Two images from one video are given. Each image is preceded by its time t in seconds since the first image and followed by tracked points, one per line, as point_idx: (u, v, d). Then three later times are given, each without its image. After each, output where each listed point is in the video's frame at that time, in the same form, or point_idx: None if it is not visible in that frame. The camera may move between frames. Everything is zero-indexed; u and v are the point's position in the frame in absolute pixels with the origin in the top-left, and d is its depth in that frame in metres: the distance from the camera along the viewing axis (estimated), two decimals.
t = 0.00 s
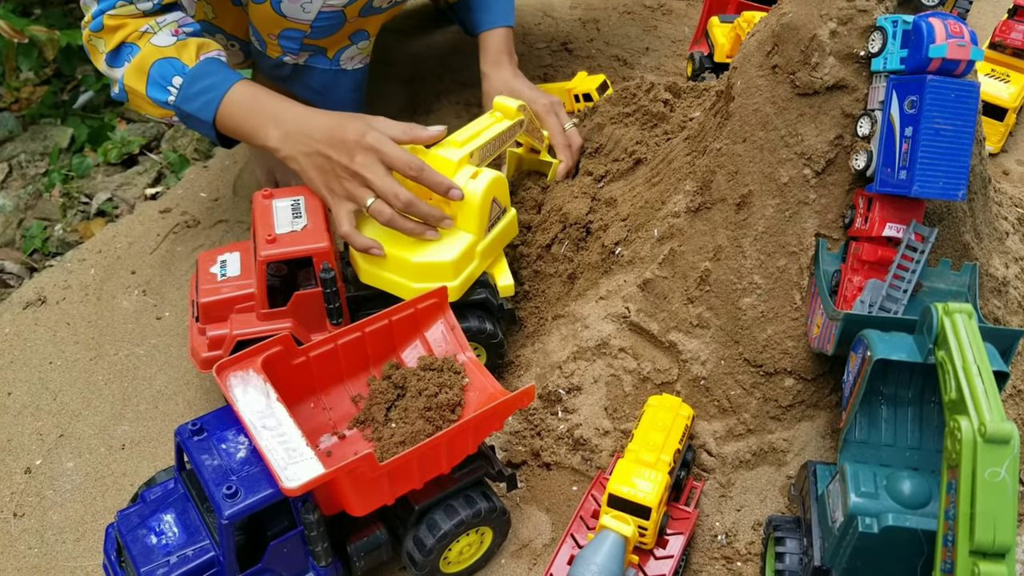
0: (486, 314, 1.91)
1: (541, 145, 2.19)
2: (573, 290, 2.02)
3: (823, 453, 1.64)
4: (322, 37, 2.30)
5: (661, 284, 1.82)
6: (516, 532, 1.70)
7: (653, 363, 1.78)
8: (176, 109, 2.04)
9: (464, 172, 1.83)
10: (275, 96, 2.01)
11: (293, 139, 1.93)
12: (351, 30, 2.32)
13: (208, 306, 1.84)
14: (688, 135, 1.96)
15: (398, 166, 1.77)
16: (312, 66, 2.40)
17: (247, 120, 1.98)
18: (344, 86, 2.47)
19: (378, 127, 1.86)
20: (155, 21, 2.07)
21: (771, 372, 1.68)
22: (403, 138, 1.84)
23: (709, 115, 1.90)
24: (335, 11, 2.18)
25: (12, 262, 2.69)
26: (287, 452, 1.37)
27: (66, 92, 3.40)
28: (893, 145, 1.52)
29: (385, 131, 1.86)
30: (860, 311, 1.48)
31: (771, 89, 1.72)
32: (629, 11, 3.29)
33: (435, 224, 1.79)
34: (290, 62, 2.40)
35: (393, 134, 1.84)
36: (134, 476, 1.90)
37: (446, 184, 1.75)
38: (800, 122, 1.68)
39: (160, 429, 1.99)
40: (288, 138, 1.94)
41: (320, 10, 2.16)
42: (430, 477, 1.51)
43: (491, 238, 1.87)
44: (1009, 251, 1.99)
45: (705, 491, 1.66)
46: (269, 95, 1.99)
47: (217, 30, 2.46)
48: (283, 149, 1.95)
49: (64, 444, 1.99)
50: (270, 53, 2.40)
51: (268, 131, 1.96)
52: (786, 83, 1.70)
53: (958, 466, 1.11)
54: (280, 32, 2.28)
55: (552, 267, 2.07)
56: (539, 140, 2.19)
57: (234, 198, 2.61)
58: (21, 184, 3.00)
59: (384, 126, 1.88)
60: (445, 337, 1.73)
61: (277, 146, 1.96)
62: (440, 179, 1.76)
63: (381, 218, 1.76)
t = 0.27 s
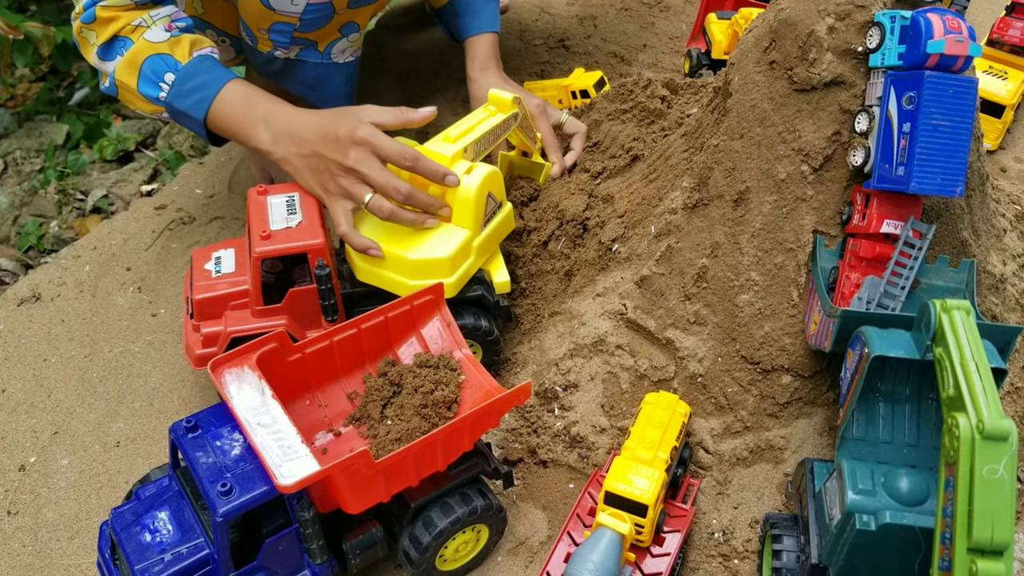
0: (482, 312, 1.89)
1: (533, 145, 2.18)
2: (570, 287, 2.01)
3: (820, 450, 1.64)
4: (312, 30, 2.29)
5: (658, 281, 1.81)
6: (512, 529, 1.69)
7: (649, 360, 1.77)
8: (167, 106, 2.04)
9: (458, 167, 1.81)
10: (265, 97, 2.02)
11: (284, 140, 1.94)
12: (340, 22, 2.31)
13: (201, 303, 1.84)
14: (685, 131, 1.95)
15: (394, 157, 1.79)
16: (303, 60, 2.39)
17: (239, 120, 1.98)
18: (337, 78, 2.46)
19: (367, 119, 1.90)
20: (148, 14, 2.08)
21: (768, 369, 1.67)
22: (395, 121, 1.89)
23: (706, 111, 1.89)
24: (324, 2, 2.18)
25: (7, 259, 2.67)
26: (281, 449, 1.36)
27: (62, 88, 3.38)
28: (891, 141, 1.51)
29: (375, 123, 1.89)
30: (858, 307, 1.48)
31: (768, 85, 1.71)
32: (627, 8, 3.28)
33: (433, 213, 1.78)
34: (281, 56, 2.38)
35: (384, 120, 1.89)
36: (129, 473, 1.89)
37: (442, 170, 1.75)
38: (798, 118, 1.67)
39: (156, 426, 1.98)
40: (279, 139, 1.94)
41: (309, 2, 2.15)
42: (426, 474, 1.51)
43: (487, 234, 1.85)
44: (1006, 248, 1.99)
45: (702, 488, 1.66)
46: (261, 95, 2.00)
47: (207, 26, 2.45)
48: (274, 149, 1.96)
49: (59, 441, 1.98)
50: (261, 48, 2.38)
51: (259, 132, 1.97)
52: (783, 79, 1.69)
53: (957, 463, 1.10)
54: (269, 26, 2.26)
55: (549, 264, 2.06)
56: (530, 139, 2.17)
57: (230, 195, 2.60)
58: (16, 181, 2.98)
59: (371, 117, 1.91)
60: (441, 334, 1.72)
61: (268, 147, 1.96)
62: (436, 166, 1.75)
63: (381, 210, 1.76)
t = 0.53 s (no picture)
0: (477, 313, 1.90)
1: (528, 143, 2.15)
2: (571, 284, 2.00)
3: (823, 448, 1.63)
4: (312, 23, 2.27)
5: (660, 278, 1.79)
6: (513, 527, 1.69)
7: (651, 357, 1.76)
8: (162, 98, 2.02)
9: (450, 169, 1.79)
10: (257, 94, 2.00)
11: (273, 139, 1.92)
12: (340, 15, 2.29)
13: (190, 301, 1.84)
14: (687, 127, 1.94)
15: (382, 157, 1.76)
16: (302, 54, 2.38)
17: (229, 117, 1.96)
18: (337, 73, 2.44)
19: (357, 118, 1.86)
20: (148, 6, 2.04)
21: (770, 367, 1.67)
22: (384, 120, 1.87)
23: (708, 107, 1.88)
24: None
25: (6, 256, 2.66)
26: (280, 446, 1.35)
27: (61, 85, 3.37)
28: (895, 137, 1.50)
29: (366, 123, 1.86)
30: (861, 304, 1.47)
31: (771, 80, 1.70)
32: (628, 4, 3.26)
33: (423, 214, 1.78)
34: (280, 50, 2.37)
35: (374, 118, 1.86)
36: (128, 471, 1.88)
37: (432, 172, 1.73)
38: (801, 114, 1.66)
39: (155, 424, 1.98)
40: (268, 138, 1.92)
41: None
42: (426, 472, 1.50)
43: (478, 236, 1.84)
44: (1009, 245, 1.98)
45: (703, 486, 1.65)
46: (252, 92, 1.97)
47: (206, 20, 2.44)
48: (263, 148, 1.94)
49: (57, 439, 1.97)
50: (261, 42, 2.37)
51: (248, 131, 1.95)
52: (786, 75, 1.68)
53: (961, 461, 1.09)
54: (269, 19, 2.25)
55: (551, 261, 2.04)
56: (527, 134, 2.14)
57: (229, 192, 2.59)
58: (15, 178, 2.97)
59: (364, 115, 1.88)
60: (441, 332, 1.71)
61: (256, 145, 1.95)
62: (424, 167, 1.74)
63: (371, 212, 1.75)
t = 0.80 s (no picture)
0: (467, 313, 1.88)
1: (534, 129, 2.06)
2: (571, 282, 1.98)
3: (825, 446, 1.62)
4: (311, 18, 2.27)
5: (661, 275, 1.78)
6: (513, 526, 1.68)
7: (651, 355, 1.75)
8: (147, 91, 2.01)
9: (439, 172, 1.78)
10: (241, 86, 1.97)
11: (255, 132, 1.90)
12: (339, 9, 2.29)
13: (177, 300, 1.83)
14: (688, 124, 1.92)
15: (362, 159, 1.76)
16: (301, 49, 2.36)
17: (212, 110, 1.94)
18: (336, 69, 2.42)
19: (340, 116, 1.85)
20: None
21: (772, 364, 1.65)
22: (368, 121, 1.84)
23: (710, 103, 1.87)
24: None
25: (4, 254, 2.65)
26: (279, 445, 1.34)
27: (60, 82, 3.35)
28: (898, 133, 1.49)
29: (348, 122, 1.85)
30: (863, 301, 1.46)
31: (772, 76, 1.69)
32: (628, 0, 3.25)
33: (403, 215, 1.77)
34: (279, 45, 2.36)
35: (356, 118, 1.84)
36: (126, 470, 1.87)
37: (410, 175, 1.72)
38: (803, 110, 1.65)
39: (153, 422, 1.97)
40: (250, 132, 1.90)
41: None
42: (425, 471, 1.49)
43: (463, 241, 1.81)
44: (1012, 242, 1.96)
45: (705, 485, 1.64)
46: (235, 84, 1.94)
47: (204, 16, 2.42)
48: (245, 142, 1.93)
49: (55, 437, 1.96)
50: (260, 38, 2.36)
51: (231, 124, 1.93)
52: (788, 70, 1.67)
53: (965, 459, 1.08)
54: (268, 13, 2.25)
55: (551, 258, 2.04)
56: (532, 120, 2.05)
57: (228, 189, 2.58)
58: (13, 176, 2.96)
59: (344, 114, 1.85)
60: (440, 329, 1.70)
61: (239, 139, 1.93)
62: (404, 169, 1.73)
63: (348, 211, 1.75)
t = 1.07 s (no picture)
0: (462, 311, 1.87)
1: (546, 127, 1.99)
2: (571, 278, 1.97)
3: (825, 443, 1.62)
4: (307, 12, 2.25)
5: (661, 272, 1.78)
6: (513, 524, 1.67)
7: (652, 352, 1.74)
8: (138, 85, 1.99)
9: (429, 174, 1.75)
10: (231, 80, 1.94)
11: (242, 126, 1.86)
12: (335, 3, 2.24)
13: (169, 297, 1.83)
14: (688, 120, 1.92)
15: (348, 156, 1.73)
16: (298, 45, 2.35)
17: (200, 103, 1.91)
18: (333, 66, 2.40)
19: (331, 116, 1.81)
20: None
21: (772, 361, 1.65)
22: (359, 127, 1.78)
23: (710, 99, 1.86)
24: None
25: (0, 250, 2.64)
26: (278, 442, 1.33)
27: (56, 78, 3.33)
28: (899, 129, 1.48)
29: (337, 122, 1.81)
30: (864, 298, 1.45)
31: (773, 72, 1.68)
32: None
33: (386, 217, 1.73)
34: (276, 40, 2.34)
35: (346, 121, 1.80)
36: (124, 467, 1.86)
37: (397, 176, 1.69)
38: (804, 106, 1.64)
39: (151, 419, 1.96)
40: (238, 126, 1.87)
41: None
42: (425, 469, 1.48)
43: (448, 246, 1.77)
44: (1013, 238, 1.96)
45: (705, 482, 1.64)
46: (224, 78, 1.91)
47: (200, 11, 2.41)
48: (232, 135, 1.89)
49: (52, 434, 1.95)
50: (257, 33, 2.35)
51: (219, 117, 1.89)
52: (789, 66, 1.66)
53: (968, 458, 1.08)
54: (263, 9, 2.24)
55: (551, 255, 2.03)
56: (543, 118, 1.97)
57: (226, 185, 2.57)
58: (10, 172, 2.94)
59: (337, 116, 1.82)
60: (440, 326, 1.69)
61: (227, 133, 1.89)
62: (391, 170, 1.70)
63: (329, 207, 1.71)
